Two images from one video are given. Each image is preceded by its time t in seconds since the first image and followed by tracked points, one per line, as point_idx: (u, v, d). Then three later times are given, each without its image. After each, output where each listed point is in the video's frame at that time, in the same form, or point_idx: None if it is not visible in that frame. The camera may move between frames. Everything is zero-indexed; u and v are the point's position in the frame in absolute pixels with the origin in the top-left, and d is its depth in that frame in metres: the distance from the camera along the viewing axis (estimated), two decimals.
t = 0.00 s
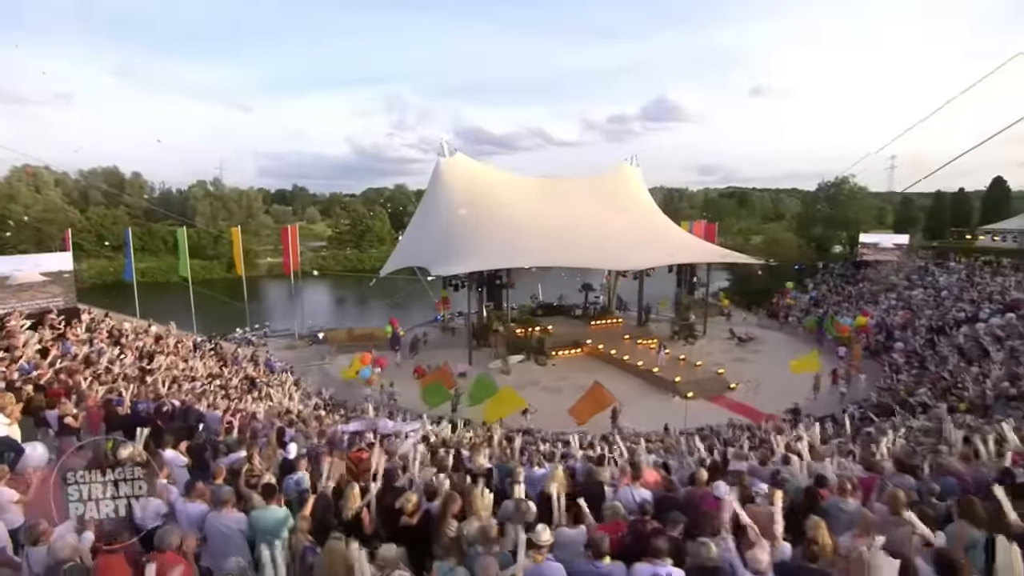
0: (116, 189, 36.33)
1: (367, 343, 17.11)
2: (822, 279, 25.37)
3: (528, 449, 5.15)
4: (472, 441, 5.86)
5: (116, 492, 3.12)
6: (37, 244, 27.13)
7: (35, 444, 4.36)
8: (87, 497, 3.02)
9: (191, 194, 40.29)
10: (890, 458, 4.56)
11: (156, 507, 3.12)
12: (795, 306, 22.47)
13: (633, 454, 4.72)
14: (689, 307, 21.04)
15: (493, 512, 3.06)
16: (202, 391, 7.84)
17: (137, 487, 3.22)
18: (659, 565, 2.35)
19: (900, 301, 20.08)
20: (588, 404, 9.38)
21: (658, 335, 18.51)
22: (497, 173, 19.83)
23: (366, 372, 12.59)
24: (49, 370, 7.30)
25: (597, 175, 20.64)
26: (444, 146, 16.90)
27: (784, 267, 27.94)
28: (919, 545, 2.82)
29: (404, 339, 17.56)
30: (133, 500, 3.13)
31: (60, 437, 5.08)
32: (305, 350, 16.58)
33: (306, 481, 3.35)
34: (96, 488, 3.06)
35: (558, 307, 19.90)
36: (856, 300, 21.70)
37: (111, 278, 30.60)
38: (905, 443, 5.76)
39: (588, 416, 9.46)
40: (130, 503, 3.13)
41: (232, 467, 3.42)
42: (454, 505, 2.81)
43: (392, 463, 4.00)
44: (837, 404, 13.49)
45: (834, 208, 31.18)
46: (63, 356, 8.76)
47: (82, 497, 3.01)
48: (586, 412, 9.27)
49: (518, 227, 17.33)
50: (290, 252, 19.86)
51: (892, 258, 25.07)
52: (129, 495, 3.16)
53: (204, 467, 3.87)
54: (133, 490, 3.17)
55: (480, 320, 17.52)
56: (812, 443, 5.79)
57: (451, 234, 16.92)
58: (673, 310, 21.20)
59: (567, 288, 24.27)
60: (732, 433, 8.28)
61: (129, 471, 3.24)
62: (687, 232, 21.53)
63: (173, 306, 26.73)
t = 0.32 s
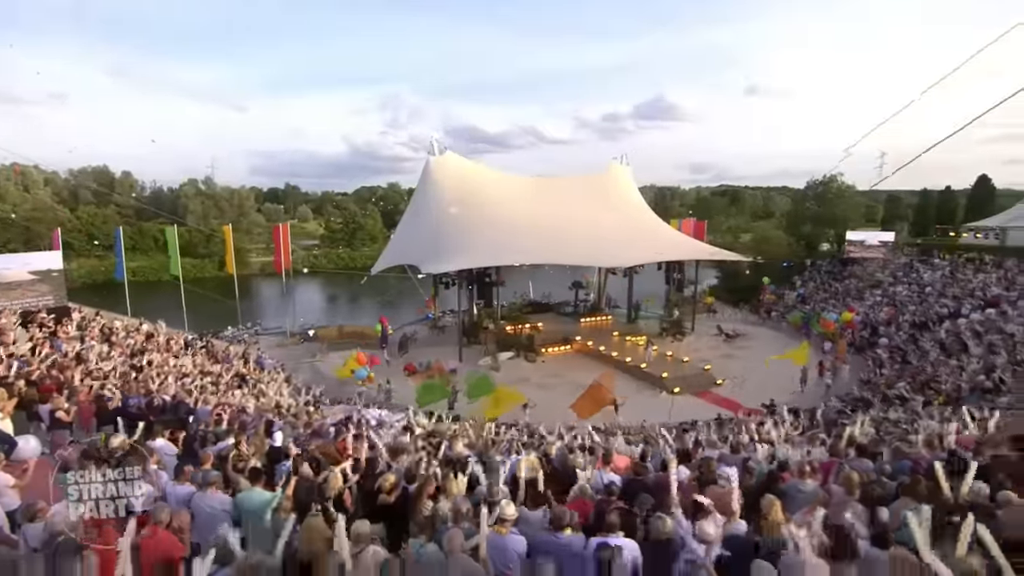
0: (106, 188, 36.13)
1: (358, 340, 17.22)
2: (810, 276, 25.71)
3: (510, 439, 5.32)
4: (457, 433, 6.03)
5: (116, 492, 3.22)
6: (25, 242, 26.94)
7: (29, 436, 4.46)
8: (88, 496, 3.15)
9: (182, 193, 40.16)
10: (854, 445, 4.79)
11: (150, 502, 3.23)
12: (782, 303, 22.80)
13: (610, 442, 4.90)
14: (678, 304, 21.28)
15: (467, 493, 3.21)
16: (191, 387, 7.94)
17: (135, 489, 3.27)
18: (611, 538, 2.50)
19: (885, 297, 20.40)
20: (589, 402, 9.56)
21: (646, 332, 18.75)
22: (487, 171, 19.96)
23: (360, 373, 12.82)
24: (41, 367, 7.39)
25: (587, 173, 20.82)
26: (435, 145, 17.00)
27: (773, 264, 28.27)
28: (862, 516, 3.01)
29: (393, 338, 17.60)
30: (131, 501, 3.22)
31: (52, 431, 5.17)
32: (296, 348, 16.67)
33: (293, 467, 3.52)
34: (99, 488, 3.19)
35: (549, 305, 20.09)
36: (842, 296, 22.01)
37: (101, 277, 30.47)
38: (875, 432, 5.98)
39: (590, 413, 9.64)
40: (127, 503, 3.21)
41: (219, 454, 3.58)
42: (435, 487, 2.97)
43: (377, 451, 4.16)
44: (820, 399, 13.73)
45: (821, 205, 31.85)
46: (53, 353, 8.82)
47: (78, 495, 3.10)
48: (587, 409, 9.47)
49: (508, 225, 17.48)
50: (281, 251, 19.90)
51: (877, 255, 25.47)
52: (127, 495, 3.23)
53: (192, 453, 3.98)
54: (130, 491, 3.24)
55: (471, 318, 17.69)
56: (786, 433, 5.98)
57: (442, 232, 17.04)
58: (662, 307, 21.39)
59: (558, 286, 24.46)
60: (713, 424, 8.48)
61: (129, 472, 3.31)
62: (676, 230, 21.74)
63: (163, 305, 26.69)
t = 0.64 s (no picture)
0: (96, 187, 36.02)
1: (349, 339, 17.33)
2: (798, 274, 26.05)
3: (494, 429, 5.52)
4: (443, 425, 6.21)
5: (115, 491, 2.85)
6: (14, 242, 26.85)
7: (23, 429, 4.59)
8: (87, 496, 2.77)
9: (174, 192, 40.10)
10: (821, 435, 4.98)
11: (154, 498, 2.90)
12: (770, 301, 23.10)
13: (589, 433, 5.08)
14: (667, 303, 21.52)
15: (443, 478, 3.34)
16: (182, 383, 8.07)
17: (134, 488, 2.91)
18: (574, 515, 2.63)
19: (870, 294, 20.70)
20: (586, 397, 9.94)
21: (636, 330, 18.98)
22: (477, 171, 20.09)
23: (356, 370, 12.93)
24: (33, 364, 7.50)
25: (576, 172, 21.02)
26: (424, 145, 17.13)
27: (762, 263, 28.60)
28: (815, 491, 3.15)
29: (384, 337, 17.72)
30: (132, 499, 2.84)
31: (45, 423, 5.29)
32: (288, 347, 16.77)
33: (280, 454, 3.66)
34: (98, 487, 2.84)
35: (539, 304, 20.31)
36: (829, 294, 22.30)
37: (91, 276, 30.42)
38: (844, 424, 6.20)
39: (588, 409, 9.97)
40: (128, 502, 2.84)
41: (209, 442, 3.73)
42: (414, 475, 3.12)
43: (361, 441, 4.31)
44: (803, 394, 13.97)
45: (810, 204, 32.16)
46: (44, 351, 8.92)
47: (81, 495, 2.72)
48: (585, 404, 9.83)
49: (498, 224, 17.65)
50: (273, 250, 19.98)
51: (863, 254, 25.79)
52: (128, 493, 2.87)
53: (182, 440, 4.08)
54: (129, 488, 2.89)
55: (462, 317, 17.88)
56: (760, 423, 6.20)
57: (432, 231, 17.19)
58: (652, 305, 21.60)
59: (549, 285, 24.69)
60: (694, 418, 8.71)
61: (127, 472, 3.00)
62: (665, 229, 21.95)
63: (155, 305, 26.68)
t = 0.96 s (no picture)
0: (90, 186, 36.02)
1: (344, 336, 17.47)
2: (790, 272, 26.29)
3: (481, 422, 5.66)
4: (432, 418, 6.36)
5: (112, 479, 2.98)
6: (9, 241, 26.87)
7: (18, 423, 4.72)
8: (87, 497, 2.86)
9: (169, 191, 40.11)
10: (796, 426, 5.14)
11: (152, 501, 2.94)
12: (762, 298, 23.32)
13: (572, 425, 5.22)
14: (660, 300, 21.72)
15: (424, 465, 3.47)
16: (177, 379, 8.21)
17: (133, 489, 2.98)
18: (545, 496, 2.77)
19: (860, 291, 20.91)
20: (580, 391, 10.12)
21: (628, 327, 19.17)
22: (470, 169, 20.20)
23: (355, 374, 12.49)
24: (30, 362, 7.63)
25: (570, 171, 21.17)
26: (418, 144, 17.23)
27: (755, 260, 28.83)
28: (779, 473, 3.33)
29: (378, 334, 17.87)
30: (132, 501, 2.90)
31: (42, 417, 5.42)
32: (283, 344, 16.92)
33: (269, 443, 3.80)
34: (98, 488, 2.91)
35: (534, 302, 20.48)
36: (820, 291, 22.53)
37: (87, 275, 30.47)
38: (823, 416, 6.37)
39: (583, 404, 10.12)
40: (129, 503, 2.89)
41: (201, 432, 3.89)
42: (398, 460, 3.28)
43: (349, 433, 4.45)
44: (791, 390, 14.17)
45: (802, 201, 31.92)
46: (41, 348, 9.04)
47: (81, 495, 2.79)
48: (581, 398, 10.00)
49: (491, 222, 17.78)
50: (267, 249, 20.08)
51: (855, 251, 25.99)
52: (127, 495, 2.93)
53: (175, 430, 4.22)
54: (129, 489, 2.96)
55: (457, 314, 18.05)
56: (740, 415, 6.37)
57: (425, 229, 17.32)
58: (645, 303, 21.79)
59: (543, 282, 24.87)
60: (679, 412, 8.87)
61: (123, 459, 3.14)
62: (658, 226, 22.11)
63: (150, 304, 26.76)
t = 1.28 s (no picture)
0: (82, 185, 35.94)
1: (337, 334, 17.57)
2: (780, 269, 26.56)
3: (466, 414, 5.82)
4: (420, 411, 6.52)
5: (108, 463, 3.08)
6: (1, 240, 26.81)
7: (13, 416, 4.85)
8: (87, 497, 2.68)
9: (162, 190, 40.07)
10: (771, 417, 5.31)
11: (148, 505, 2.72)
12: (753, 294, 23.58)
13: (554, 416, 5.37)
14: (651, 297, 21.91)
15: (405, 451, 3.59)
16: (170, 376, 8.33)
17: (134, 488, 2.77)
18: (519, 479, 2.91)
19: (849, 287, 21.16)
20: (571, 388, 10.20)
21: (620, 323, 19.37)
22: (462, 168, 20.33)
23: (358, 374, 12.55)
24: (24, 358, 7.73)
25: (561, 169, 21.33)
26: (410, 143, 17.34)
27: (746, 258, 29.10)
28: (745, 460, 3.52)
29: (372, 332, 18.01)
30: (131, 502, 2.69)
31: (36, 410, 5.57)
32: (277, 342, 17.02)
33: (259, 432, 3.94)
34: (98, 488, 2.70)
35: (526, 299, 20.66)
36: (809, 288, 22.79)
37: (79, 274, 30.42)
38: (801, 408, 6.55)
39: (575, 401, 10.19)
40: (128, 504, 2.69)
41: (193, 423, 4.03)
42: (381, 447, 3.43)
43: (335, 423, 4.59)
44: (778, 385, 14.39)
45: (792, 199, 32.33)
46: (34, 346, 9.14)
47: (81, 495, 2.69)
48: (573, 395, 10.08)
49: (483, 221, 17.92)
50: (261, 247, 20.13)
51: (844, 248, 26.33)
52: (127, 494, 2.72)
53: (166, 420, 4.35)
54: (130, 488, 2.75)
55: (449, 312, 18.21)
56: (720, 406, 6.55)
57: (417, 228, 17.44)
58: (637, 299, 21.98)
59: (536, 280, 25.05)
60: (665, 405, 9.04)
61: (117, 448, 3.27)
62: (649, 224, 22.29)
63: (144, 303, 26.77)
